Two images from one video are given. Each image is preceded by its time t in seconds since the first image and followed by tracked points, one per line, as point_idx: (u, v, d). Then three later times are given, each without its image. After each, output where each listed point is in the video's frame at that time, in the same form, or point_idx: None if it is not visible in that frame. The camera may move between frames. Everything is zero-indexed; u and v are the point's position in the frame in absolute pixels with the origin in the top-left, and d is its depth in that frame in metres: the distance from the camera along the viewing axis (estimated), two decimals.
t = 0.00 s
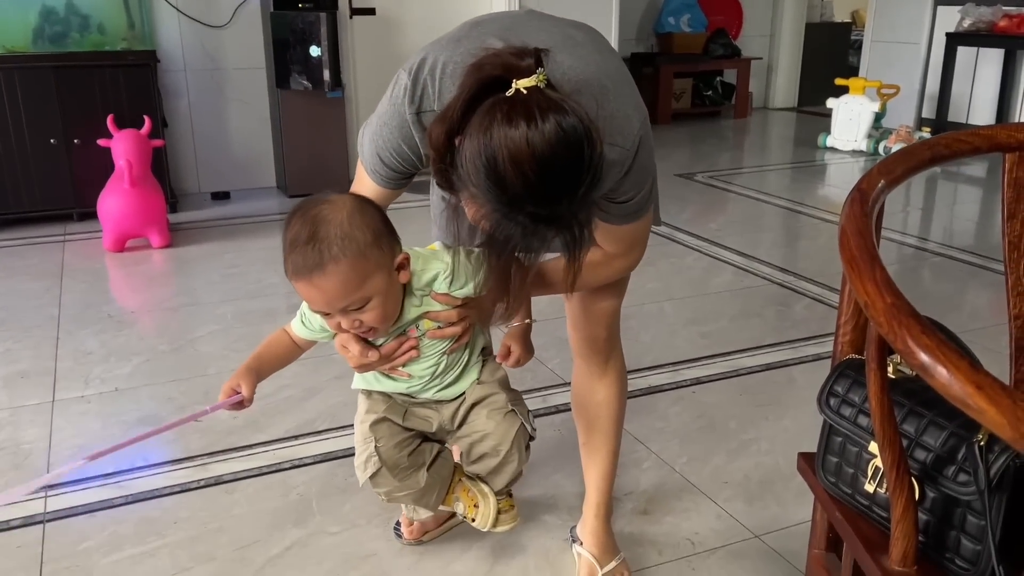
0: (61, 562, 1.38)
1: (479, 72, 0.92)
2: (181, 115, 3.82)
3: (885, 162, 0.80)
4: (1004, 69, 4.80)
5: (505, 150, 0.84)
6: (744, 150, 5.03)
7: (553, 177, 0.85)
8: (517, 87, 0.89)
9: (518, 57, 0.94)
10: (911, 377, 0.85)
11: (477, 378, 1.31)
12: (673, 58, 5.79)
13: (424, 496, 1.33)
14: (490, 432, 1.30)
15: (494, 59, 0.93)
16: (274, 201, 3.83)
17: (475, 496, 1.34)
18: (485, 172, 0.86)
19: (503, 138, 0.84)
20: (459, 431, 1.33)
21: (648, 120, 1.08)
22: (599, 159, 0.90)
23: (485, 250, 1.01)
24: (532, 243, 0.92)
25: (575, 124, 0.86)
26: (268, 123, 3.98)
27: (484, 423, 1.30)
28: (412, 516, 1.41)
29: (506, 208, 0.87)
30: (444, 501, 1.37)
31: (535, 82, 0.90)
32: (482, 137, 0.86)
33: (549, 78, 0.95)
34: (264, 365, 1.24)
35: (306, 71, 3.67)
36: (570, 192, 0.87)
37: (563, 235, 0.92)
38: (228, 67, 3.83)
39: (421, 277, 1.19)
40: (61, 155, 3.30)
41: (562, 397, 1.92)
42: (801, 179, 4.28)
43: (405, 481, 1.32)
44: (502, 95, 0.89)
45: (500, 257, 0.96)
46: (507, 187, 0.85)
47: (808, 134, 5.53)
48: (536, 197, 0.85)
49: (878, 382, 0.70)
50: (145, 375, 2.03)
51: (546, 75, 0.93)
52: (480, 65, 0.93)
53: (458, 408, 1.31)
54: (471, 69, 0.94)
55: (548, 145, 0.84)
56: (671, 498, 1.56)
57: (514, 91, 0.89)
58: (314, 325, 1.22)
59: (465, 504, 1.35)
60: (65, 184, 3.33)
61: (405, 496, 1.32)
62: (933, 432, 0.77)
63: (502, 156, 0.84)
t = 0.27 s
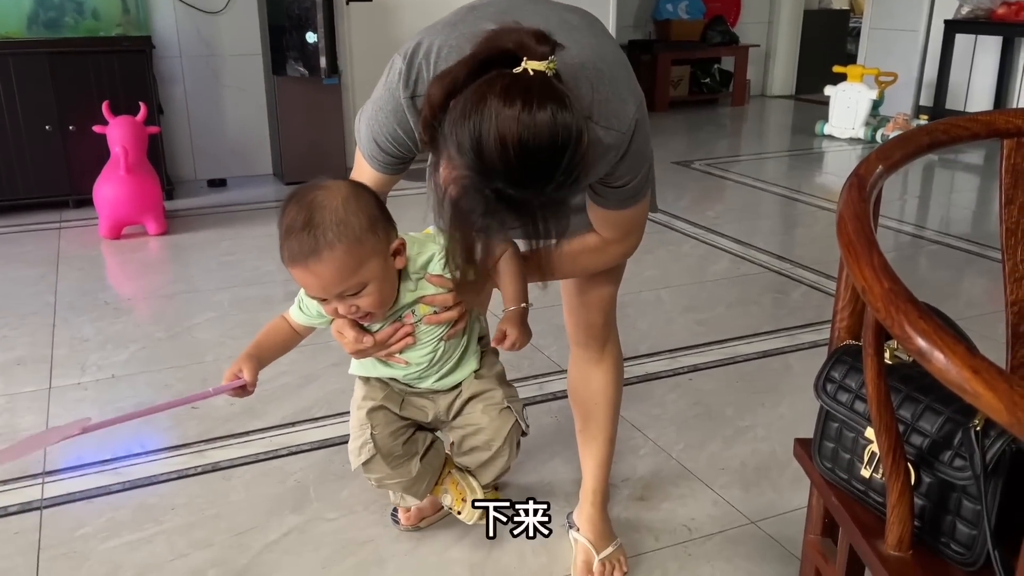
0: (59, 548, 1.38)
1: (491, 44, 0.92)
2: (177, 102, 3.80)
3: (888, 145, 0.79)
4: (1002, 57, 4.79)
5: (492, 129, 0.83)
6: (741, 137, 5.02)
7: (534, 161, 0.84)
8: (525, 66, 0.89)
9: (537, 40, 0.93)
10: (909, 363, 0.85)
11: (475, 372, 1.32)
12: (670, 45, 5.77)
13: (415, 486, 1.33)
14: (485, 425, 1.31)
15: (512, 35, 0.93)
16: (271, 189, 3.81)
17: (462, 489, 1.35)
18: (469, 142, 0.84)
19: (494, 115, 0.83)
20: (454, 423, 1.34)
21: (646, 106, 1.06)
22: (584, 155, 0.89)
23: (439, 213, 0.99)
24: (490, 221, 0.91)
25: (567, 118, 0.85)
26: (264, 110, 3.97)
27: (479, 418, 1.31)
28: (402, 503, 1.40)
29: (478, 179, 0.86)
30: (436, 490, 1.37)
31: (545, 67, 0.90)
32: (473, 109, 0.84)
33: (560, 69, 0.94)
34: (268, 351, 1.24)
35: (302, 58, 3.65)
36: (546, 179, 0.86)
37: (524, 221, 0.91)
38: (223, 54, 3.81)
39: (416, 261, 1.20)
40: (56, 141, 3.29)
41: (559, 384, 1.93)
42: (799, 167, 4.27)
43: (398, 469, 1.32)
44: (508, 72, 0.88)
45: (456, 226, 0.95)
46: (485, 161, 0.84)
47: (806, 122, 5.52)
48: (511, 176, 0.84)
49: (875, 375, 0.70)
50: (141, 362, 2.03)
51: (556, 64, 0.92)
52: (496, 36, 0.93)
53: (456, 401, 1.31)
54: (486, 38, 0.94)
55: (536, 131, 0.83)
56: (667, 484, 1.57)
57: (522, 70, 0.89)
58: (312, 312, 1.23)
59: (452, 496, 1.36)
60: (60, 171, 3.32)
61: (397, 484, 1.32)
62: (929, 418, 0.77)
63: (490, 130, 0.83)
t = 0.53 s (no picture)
0: (55, 537, 1.38)
1: (498, 33, 0.92)
2: (172, 91, 3.78)
3: (889, 131, 0.79)
4: (1000, 46, 4.78)
5: (488, 120, 0.82)
6: (738, 127, 5.01)
7: (527, 153, 0.83)
8: (526, 59, 0.89)
9: (539, 32, 0.93)
10: (907, 351, 0.85)
11: (473, 363, 1.32)
12: (668, 35, 5.76)
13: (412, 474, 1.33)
14: (482, 416, 1.31)
15: (519, 24, 0.93)
16: (267, 178, 3.80)
17: (456, 477, 1.34)
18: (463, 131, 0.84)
19: (489, 107, 0.83)
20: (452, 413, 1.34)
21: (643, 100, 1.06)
22: (579, 151, 0.89)
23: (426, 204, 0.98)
24: (478, 214, 0.90)
25: (563, 112, 0.85)
26: (260, 99, 3.95)
27: (476, 409, 1.31)
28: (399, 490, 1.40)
29: (469, 169, 0.85)
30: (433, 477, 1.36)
31: (545, 61, 0.89)
32: (469, 99, 0.84)
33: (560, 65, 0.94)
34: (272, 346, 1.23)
35: (298, 47, 3.62)
36: (539, 173, 0.85)
37: (513, 215, 0.91)
38: (219, 42, 3.79)
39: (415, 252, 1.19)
40: (50, 130, 3.27)
41: (556, 373, 1.92)
42: (796, 157, 4.26)
43: (395, 457, 1.31)
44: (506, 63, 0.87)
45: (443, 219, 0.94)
46: (478, 150, 0.83)
47: (804, 112, 5.51)
48: (502, 168, 0.84)
49: (873, 358, 0.70)
50: (137, 351, 2.03)
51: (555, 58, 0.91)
52: (502, 25, 0.93)
53: (453, 390, 1.32)
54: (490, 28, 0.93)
55: (530, 124, 0.82)
56: (664, 473, 1.57)
57: (523, 62, 0.88)
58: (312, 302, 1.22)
59: (446, 482, 1.35)
60: (55, 160, 3.30)
61: (394, 472, 1.32)
62: (927, 406, 0.77)
63: (486, 120, 0.82)
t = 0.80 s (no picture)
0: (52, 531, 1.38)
1: (480, 39, 0.90)
2: (168, 83, 3.77)
3: (883, 124, 0.79)
4: (997, 38, 4.78)
5: (484, 126, 0.82)
6: (735, 119, 5.00)
7: (525, 157, 0.83)
8: (513, 62, 0.88)
9: (523, 33, 0.92)
10: (903, 343, 0.85)
11: (471, 366, 1.33)
12: (665, 26, 5.75)
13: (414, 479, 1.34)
14: (482, 418, 1.32)
15: (501, 27, 0.92)
16: (263, 170, 3.79)
17: (458, 478, 1.34)
18: (459, 139, 0.84)
19: (484, 112, 0.82)
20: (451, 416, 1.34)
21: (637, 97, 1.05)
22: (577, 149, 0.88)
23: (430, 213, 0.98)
24: (486, 219, 0.90)
25: (558, 111, 0.84)
26: (256, 92, 3.93)
27: (474, 412, 1.32)
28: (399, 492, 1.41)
29: (470, 178, 0.85)
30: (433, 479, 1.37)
31: (533, 63, 0.89)
32: (463, 107, 0.84)
33: (548, 62, 0.93)
34: (273, 355, 1.23)
35: (294, 38, 3.64)
36: (538, 176, 0.85)
37: (518, 218, 0.91)
38: (214, 34, 3.77)
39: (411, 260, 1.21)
40: (45, 122, 3.26)
41: (553, 366, 1.92)
42: (793, 149, 4.26)
43: (398, 463, 1.32)
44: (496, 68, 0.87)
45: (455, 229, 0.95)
46: (476, 157, 0.83)
47: (801, 104, 5.51)
48: (502, 174, 0.84)
49: (870, 350, 0.69)
50: (134, 344, 2.02)
51: (543, 58, 0.91)
52: (486, 29, 0.92)
53: (452, 394, 1.32)
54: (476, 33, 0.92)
55: (525, 126, 0.82)
56: (661, 465, 1.57)
57: (510, 66, 0.88)
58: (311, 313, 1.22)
59: (448, 483, 1.35)
60: (50, 152, 3.29)
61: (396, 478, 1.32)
62: (923, 398, 0.77)
63: (480, 127, 0.82)
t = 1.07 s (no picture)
0: (48, 524, 1.37)
1: (468, 62, 0.88)
2: (163, 76, 3.75)
3: (880, 116, 0.79)
4: (994, 30, 4.77)
5: (478, 149, 0.82)
6: (733, 113, 5.00)
7: (520, 179, 0.83)
8: (502, 85, 0.86)
9: (509, 53, 0.90)
10: (900, 335, 0.85)
11: (462, 377, 1.33)
12: (662, 19, 5.74)
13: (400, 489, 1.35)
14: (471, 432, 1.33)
15: (485, 51, 0.90)
16: (259, 163, 3.78)
17: (446, 494, 1.35)
18: (454, 165, 0.84)
19: (477, 135, 0.82)
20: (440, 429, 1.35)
21: (627, 103, 1.05)
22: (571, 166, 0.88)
23: (433, 229, 0.99)
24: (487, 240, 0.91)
25: (550, 128, 0.84)
26: (252, 85, 3.92)
27: (463, 425, 1.33)
28: (389, 498, 1.42)
29: (467, 203, 0.86)
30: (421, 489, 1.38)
31: (522, 84, 0.87)
32: (455, 131, 0.83)
33: (537, 76, 0.92)
34: (262, 356, 1.23)
35: (289, 32, 3.66)
36: (534, 197, 0.85)
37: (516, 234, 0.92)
38: (210, 26, 3.76)
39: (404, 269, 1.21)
40: (40, 115, 3.24)
41: (550, 359, 1.92)
42: (790, 142, 4.26)
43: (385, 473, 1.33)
44: (486, 90, 0.86)
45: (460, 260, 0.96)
46: (472, 182, 0.84)
47: (798, 96, 5.50)
48: (499, 198, 0.84)
49: (867, 340, 0.69)
50: (130, 338, 2.02)
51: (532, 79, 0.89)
52: (471, 53, 0.90)
53: (442, 405, 1.33)
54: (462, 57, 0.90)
55: (519, 147, 0.82)
56: (657, 458, 1.57)
57: (500, 89, 0.86)
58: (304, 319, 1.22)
59: (436, 498, 1.36)
60: (45, 146, 3.27)
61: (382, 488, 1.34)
62: (920, 390, 0.77)
63: (474, 152, 0.82)
